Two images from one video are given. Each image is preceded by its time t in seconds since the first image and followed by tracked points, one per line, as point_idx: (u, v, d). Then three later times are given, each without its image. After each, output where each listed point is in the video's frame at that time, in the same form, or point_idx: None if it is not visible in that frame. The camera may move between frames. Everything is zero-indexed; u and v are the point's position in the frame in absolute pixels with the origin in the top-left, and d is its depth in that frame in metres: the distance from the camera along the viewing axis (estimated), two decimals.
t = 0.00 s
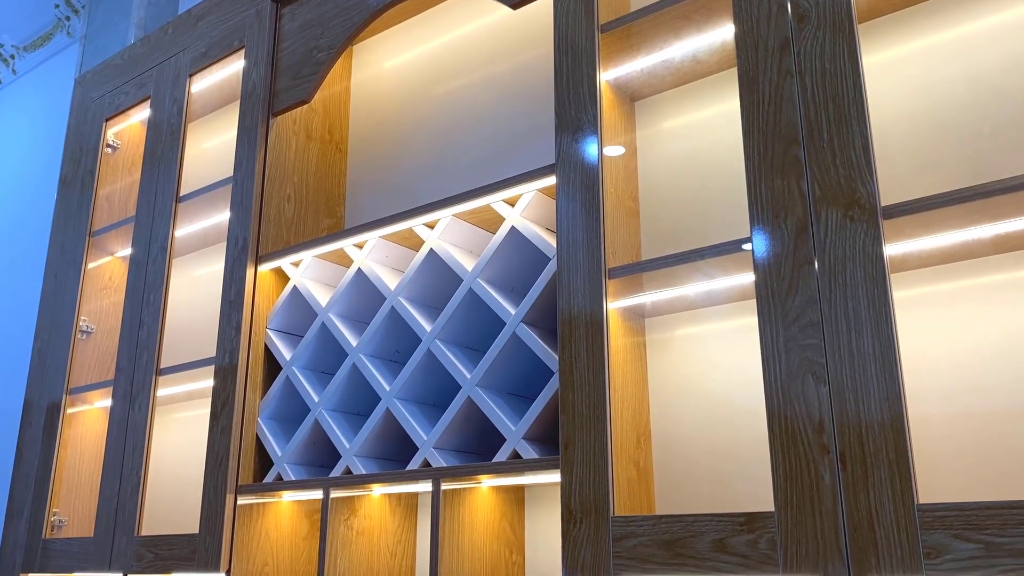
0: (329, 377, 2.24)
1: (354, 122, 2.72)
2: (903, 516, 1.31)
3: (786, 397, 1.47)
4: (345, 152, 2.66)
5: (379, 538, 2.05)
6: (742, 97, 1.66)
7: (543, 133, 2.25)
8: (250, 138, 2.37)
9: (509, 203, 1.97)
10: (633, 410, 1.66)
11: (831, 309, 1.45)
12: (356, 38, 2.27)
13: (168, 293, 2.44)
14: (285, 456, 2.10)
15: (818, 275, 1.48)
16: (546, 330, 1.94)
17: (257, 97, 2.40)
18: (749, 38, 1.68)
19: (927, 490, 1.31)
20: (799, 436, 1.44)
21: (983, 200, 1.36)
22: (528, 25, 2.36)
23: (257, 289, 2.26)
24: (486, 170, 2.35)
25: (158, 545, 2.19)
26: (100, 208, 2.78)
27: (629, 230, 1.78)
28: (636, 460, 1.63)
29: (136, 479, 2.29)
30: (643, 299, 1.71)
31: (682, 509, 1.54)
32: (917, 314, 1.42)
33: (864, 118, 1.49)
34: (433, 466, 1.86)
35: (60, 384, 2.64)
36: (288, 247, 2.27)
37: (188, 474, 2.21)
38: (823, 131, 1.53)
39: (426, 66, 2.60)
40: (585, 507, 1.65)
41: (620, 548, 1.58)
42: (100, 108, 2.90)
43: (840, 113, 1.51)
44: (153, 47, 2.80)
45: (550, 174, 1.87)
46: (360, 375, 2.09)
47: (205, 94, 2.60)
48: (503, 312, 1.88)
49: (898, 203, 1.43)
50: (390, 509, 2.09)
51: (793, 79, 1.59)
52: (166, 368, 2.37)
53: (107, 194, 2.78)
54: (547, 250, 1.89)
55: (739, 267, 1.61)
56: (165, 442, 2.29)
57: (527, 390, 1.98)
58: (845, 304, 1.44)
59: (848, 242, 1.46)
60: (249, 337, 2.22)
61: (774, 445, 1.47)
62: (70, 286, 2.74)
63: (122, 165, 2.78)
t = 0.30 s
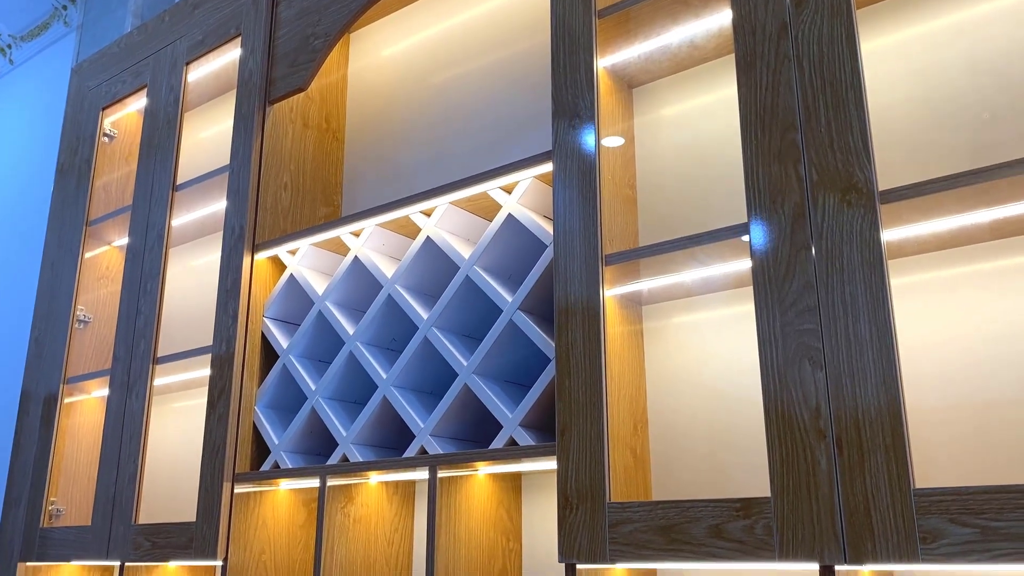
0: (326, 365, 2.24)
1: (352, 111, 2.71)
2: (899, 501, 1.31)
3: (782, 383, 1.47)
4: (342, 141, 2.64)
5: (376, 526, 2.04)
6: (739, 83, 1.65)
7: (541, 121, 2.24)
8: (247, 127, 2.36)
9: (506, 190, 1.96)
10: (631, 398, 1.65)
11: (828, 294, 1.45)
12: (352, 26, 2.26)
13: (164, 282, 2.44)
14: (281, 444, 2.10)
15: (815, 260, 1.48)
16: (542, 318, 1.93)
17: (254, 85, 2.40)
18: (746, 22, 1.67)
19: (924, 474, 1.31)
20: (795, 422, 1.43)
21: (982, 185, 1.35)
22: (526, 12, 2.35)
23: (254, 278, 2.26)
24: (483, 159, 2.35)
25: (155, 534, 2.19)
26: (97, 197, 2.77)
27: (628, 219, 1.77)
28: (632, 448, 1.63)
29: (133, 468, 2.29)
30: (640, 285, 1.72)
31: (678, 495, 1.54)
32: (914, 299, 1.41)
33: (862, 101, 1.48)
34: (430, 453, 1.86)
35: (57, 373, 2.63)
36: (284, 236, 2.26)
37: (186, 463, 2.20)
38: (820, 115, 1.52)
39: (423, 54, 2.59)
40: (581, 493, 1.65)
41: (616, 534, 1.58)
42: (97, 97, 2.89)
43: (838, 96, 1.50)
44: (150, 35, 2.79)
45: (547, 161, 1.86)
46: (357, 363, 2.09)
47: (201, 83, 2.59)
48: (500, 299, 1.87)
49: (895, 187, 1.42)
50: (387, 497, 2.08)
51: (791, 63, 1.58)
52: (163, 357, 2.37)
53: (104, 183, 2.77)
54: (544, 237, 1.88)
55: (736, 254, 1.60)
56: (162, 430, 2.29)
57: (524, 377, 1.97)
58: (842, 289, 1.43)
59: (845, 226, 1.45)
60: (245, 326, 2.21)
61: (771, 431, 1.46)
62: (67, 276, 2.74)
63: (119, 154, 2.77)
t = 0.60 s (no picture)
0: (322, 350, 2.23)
1: (347, 96, 2.70)
2: (894, 481, 1.30)
3: (777, 364, 1.46)
4: (338, 126, 2.63)
5: (372, 510, 2.04)
6: (735, 64, 1.64)
7: (537, 105, 2.23)
8: (242, 111, 2.35)
9: (502, 173, 1.95)
10: (626, 381, 1.64)
11: (824, 275, 1.44)
12: (347, 9, 2.24)
13: (160, 267, 2.43)
14: (277, 428, 2.10)
15: (811, 241, 1.47)
16: (538, 301, 1.93)
17: (249, 68, 2.39)
18: (742, 2, 1.65)
19: (919, 456, 1.30)
20: (790, 403, 1.43)
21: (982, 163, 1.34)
22: None
23: (249, 262, 2.25)
24: (479, 143, 2.34)
25: (151, 519, 2.19)
26: (93, 183, 2.77)
27: (624, 202, 1.77)
28: (628, 431, 1.62)
29: (129, 453, 2.29)
30: (636, 269, 1.70)
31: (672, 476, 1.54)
32: (910, 280, 1.40)
33: (859, 81, 1.47)
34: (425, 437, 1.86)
35: (53, 359, 2.63)
36: (280, 220, 2.25)
37: (182, 448, 2.20)
38: (817, 96, 1.51)
39: (419, 39, 2.58)
40: (575, 475, 1.65)
41: (610, 516, 1.58)
42: (92, 82, 2.88)
43: (834, 77, 1.50)
44: (145, 19, 2.77)
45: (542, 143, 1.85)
46: (352, 348, 2.08)
47: (196, 67, 2.58)
48: (495, 283, 1.86)
49: (891, 167, 1.41)
50: (383, 481, 2.08)
51: (787, 44, 1.57)
52: (159, 342, 2.36)
53: (100, 169, 2.76)
54: (539, 220, 1.87)
55: (732, 236, 1.60)
56: (158, 415, 2.29)
57: (519, 361, 1.97)
58: (838, 270, 1.43)
59: (841, 207, 1.45)
60: (241, 311, 2.20)
61: (765, 413, 1.45)
62: (63, 261, 2.73)
63: (115, 140, 2.76)
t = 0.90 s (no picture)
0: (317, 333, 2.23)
1: (342, 79, 2.68)
2: (885, 461, 1.30)
3: (770, 345, 1.46)
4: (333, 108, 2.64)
5: (367, 493, 2.04)
6: (730, 44, 1.63)
7: (532, 87, 2.22)
8: (236, 94, 2.35)
9: (496, 155, 1.94)
10: (620, 363, 1.66)
11: (817, 255, 1.44)
12: None
13: (155, 251, 2.43)
14: (272, 411, 2.10)
15: (805, 222, 1.46)
16: (532, 284, 1.92)
17: (243, 51, 2.38)
18: None
19: (910, 436, 1.30)
20: (782, 384, 1.43)
21: (976, 143, 1.33)
22: None
23: (244, 245, 2.24)
24: (474, 126, 2.33)
25: (146, 501, 2.20)
26: (88, 167, 2.76)
27: (618, 185, 1.75)
28: (621, 412, 1.63)
29: (125, 436, 2.29)
30: (629, 251, 1.71)
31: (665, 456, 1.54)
32: (904, 261, 1.39)
33: (853, 60, 1.45)
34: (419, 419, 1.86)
35: (49, 343, 2.63)
36: (274, 203, 2.24)
37: (177, 431, 2.21)
38: (811, 75, 1.50)
39: (415, 21, 2.56)
40: (568, 456, 1.65)
41: (602, 497, 1.58)
42: (86, 65, 2.87)
43: (828, 55, 1.48)
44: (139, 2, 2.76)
45: (536, 125, 1.84)
46: (347, 331, 2.08)
47: (190, 50, 2.56)
48: (489, 265, 1.86)
49: (886, 147, 1.40)
50: (379, 464, 2.08)
51: (782, 23, 1.56)
52: (154, 326, 2.36)
53: (95, 152, 2.76)
54: (533, 203, 1.86)
55: (726, 217, 1.60)
56: (153, 398, 2.29)
57: (514, 344, 1.97)
58: (831, 250, 1.42)
59: (835, 186, 1.44)
60: (235, 294, 2.20)
61: (758, 394, 1.45)
62: (58, 245, 2.73)
63: (109, 123, 2.75)
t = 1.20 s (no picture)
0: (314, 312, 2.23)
1: (338, 58, 2.67)
2: (880, 435, 1.30)
3: (766, 319, 1.46)
4: (328, 85, 2.60)
5: (364, 470, 2.04)
6: (728, 18, 1.62)
7: (529, 64, 2.21)
8: (231, 71, 2.33)
9: (493, 132, 1.93)
10: (616, 341, 1.66)
11: (814, 229, 1.43)
12: None
13: (151, 230, 2.42)
14: (269, 389, 2.09)
15: (802, 196, 1.46)
16: (529, 261, 1.92)
17: (238, 28, 2.36)
18: None
19: (906, 410, 1.30)
20: (778, 358, 1.42)
21: (975, 115, 1.32)
22: None
23: (240, 224, 2.24)
24: (470, 103, 2.32)
25: (144, 479, 2.20)
26: (84, 146, 2.75)
27: (617, 159, 1.75)
28: (617, 389, 1.63)
29: (122, 415, 2.29)
30: (626, 227, 1.71)
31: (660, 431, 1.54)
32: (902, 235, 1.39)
33: (851, 34, 1.44)
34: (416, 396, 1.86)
35: (46, 322, 2.63)
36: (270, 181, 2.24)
37: (175, 409, 2.21)
38: (809, 48, 1.49)
39: None
40: (564, 431, 1.65)
41: (598, 472, 1.58)
42: (81, 43, 2.85)
43: (827, 28, 1.47)
44: None
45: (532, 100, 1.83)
46: (343, 308, 2.07)
47: (186, 28, 2.54)
48: (485, 242, 1.85)
49: (883, 121, 1.40)
50: (376, 442, 2.08)
51: None
52: (150, 304, 2.36)
53: (91, 132, 2.74)
54: (530, 179, 1.85)
55: (724, 193, 1.59)
56: (150, 377, 2.29)
57: (511, 322, 1.96)
58: (828, 224, 1.41)
59: (832, 160, 1.43)
60: (232, 272, 2.19)
61: (753, 368, 1.45)
62: (54, 224, 2.72)
63: (105, 102, 2.74)
